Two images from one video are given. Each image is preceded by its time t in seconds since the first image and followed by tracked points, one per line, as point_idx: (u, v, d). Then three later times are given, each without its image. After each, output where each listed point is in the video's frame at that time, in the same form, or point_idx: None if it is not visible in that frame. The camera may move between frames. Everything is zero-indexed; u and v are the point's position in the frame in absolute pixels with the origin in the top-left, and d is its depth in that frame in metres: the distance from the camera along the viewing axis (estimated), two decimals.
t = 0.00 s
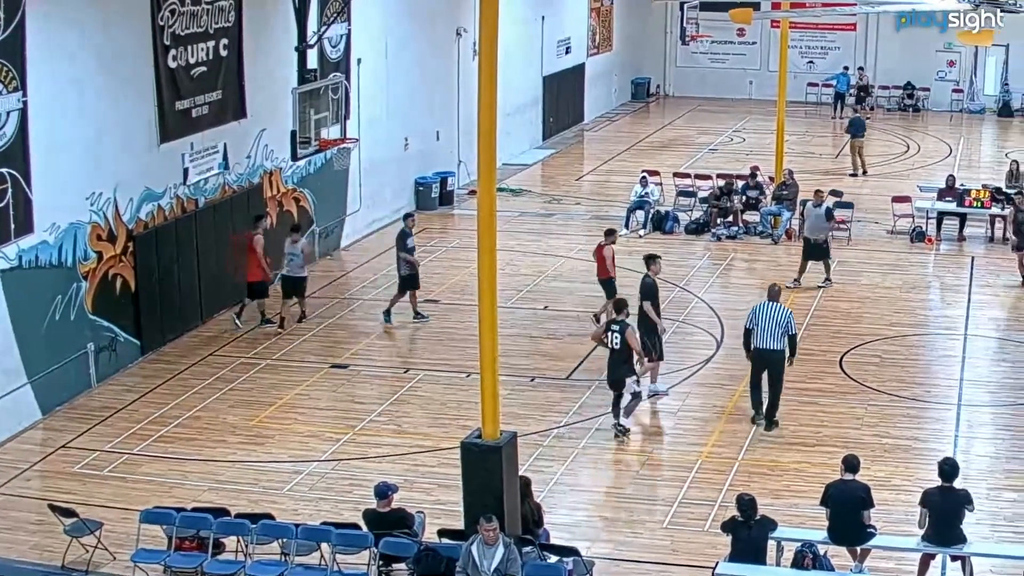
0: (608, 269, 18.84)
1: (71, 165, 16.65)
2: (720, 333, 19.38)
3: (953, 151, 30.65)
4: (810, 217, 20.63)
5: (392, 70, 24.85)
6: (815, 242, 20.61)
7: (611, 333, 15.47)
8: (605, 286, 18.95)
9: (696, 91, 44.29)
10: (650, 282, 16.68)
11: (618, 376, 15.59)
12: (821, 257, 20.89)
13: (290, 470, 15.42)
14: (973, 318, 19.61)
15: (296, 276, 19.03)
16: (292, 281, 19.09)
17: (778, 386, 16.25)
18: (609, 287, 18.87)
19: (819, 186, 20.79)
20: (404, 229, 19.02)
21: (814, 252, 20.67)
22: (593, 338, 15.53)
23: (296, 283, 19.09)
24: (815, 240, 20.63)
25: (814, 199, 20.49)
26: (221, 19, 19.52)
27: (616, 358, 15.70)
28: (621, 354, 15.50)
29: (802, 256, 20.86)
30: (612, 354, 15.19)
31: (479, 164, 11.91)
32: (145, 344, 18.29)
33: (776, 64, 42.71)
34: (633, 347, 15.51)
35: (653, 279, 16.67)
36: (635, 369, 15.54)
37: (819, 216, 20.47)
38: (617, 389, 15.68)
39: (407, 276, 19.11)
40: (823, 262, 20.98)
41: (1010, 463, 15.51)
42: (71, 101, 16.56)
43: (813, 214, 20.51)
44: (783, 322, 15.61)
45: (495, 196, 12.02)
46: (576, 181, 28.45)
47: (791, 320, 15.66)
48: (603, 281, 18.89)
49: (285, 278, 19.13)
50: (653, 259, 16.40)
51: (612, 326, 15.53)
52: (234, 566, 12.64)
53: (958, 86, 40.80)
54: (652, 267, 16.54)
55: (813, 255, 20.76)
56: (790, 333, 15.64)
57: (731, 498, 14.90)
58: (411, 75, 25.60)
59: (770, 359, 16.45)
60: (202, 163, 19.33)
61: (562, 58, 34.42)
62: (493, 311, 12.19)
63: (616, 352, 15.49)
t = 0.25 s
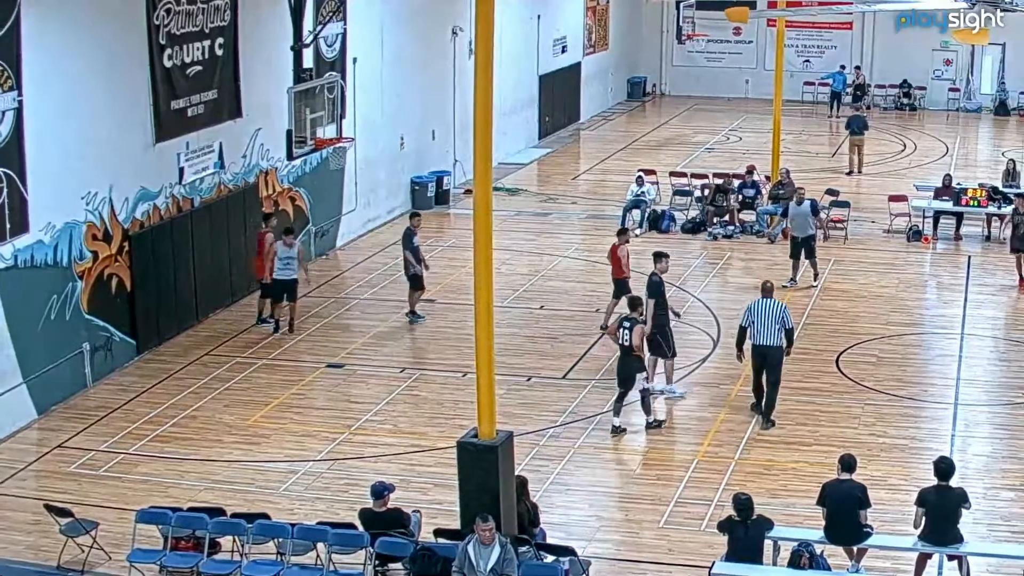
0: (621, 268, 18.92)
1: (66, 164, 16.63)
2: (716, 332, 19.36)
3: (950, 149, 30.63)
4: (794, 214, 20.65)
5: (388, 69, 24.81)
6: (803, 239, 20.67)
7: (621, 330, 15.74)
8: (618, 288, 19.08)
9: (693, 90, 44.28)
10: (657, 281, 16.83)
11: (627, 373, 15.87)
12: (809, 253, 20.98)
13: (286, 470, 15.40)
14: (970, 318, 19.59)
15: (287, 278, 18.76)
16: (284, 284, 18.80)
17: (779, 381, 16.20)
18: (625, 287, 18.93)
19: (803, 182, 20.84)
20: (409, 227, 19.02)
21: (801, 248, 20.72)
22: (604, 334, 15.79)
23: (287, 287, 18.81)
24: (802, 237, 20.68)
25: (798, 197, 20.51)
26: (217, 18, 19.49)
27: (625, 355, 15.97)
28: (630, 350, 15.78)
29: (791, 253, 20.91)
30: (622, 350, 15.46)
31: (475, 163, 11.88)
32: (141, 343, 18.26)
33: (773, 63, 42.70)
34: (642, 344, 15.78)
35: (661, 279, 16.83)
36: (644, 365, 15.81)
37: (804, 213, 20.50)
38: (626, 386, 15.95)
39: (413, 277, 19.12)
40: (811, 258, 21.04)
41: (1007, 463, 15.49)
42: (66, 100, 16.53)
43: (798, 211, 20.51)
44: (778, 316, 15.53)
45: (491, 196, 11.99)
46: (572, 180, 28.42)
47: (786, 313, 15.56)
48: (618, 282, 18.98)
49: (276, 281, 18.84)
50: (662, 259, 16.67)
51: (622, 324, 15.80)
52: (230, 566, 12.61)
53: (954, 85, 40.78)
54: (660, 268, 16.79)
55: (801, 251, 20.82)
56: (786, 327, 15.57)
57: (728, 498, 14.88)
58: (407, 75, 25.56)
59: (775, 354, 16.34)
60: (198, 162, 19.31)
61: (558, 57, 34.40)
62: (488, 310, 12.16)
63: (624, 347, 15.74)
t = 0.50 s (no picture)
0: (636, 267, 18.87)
1: (63, 164, 16.60)
2: (713, 332, 19.34)
3: (947, 149, 30.61)
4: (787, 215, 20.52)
5: (385, 69, 24.79)
6: (796, 239, 20.58)
7: (634, 328, 15.75)
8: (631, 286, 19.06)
9: (691, 90, 44.27)
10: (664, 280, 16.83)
11: (643, 370, 15.89)
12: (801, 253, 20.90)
13: (283, 470, 15.38)
14: (967, 317, 19.57)
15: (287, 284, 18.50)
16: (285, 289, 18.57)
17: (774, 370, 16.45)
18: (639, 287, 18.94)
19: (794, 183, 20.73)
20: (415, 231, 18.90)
21: (794, 249, 20.63)
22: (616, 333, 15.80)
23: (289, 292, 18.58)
24: (795, 238, 20.58)
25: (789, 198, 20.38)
26: (213, 18, 19.47)
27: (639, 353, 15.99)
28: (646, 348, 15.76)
29: (784, 255, 20.80)
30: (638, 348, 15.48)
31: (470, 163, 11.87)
32: (138, 344, 18.23)
33: (770, 62, 42.68)
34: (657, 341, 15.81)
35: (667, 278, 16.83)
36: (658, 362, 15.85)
37: (797, 214, 20.39)
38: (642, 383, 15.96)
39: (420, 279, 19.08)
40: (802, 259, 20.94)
41: (1004, 462, 15.47)
42: (63, 101, 16.51)
43: (791, 213, 20.38)
44: (773, 307, 15.73)
45: (487, 196, 11.97)
46: (569, 180, 28.39)
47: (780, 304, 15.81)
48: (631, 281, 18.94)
49: (277, 287, 18.59)
50: (669, 258, 16.68)
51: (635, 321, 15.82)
52: (226, 566, 12.59)
53: (952, 84, 40.77)
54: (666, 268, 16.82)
55: (794, 252, 20.73)
56: (781, 317, 15.81)
57: (726, 497, 14.86)
58: (404, 74, 25.54)
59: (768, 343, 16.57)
60: (195, 162, 19.28)
61: (555, 57, 34.37)
62: (485, 311, 12.13)
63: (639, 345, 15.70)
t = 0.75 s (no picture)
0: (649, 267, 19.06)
1: (63, 164, 16.59)
2: (715, 333, 19.32)
3: (949, 149, 30.59)
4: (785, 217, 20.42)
5: (386, 69, 24.78)
6: (794, 242, 20.44)
7: (650, 324, 15.75)
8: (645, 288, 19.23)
9: (692, 90, 44.26)
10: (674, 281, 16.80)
11: (655, 368, 15.84)
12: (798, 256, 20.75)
13: (283, 470, 15.37)
14: (969, 318, 19.56)
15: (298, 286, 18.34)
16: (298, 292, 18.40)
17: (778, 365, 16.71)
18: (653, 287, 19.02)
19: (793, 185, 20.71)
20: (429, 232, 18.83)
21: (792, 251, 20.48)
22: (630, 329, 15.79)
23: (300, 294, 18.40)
24: (793, 239, 20.45)
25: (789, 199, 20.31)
26: (214, 18, 19.46)
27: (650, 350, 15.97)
28: (659, 345, 15.78)
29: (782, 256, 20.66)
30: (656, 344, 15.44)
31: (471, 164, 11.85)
32: (138, 343, 18.21)
33: (771, 62, 42.67)
34: (672, 339, 15.79)
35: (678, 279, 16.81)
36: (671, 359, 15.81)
37: (796, 215, 20.29)
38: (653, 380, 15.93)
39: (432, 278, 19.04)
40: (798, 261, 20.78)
41: (1005, 463, 15.45)
42: (63, 101, 16.49)
43: (790, 214, 20.33)
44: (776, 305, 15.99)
45: (488, 196, 11.95)
46: (570, 180, 28.37)
47: (785, 302, 16.07)
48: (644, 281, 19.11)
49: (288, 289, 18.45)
50: (679, 259, 16.77)
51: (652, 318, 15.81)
52: (227, 567, 12.58)
53: (953, 85, 40.74)
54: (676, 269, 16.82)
55: (791, 254, 20.57)
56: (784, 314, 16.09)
57: (727, 498, 14.85)
58: (404, 74, 25.53)
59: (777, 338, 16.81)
60: (195, 162, 19.27)
61: (556, 57, 34.36)
62: (486, 311, 12.12)
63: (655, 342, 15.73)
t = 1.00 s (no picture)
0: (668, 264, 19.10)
1: (65, 164, 16.56)
2: (718, 334, 19.30)
3: (953, 150, 30.56)
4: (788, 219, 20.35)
5: (389, 69, 24.76)
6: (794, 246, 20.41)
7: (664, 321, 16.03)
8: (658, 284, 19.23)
9: (695, 91, 44.25)
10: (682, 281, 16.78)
11: (670, 364, 16.14)
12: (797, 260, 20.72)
13: (286, 471, 15.35)
14: (972, 318, 19.53)
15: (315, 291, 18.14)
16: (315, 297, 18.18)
17: (784, 360, 16.66)
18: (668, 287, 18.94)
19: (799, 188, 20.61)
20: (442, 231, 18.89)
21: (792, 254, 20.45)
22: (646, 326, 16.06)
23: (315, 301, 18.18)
24: (794, 243, 20.42)
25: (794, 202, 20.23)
26: (217, 18, 19.43)
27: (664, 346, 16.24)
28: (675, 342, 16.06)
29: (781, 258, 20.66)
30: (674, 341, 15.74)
31: (475, 164, 11.83)
32: (141, 344, 18.19)
33: (775, 63, 42.65)
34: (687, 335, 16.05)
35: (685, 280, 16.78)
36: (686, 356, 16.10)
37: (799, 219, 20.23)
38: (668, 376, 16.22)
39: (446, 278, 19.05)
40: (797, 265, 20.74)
41: (1009, 464, 15.43)
42: (65, 101, 16.47)
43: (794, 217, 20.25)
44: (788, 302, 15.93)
45: (492, 196, 11.93)
46: (573, 180, 28.34)
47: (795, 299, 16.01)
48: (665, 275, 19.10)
49: (302, 296, 18.26)
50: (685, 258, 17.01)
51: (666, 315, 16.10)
52: (229, 567, 12.56)
53: (957, 85, 40.71)
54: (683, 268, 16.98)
55: (790, 256, 20.58)
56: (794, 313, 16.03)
57: (730, 499, 14.83)
58: (407, 74, 25.51)
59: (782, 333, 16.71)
60: (198, 162, 19.24)
61: (559, 57, 34.34)
62: (490, 312, 12.09)
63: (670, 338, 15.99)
